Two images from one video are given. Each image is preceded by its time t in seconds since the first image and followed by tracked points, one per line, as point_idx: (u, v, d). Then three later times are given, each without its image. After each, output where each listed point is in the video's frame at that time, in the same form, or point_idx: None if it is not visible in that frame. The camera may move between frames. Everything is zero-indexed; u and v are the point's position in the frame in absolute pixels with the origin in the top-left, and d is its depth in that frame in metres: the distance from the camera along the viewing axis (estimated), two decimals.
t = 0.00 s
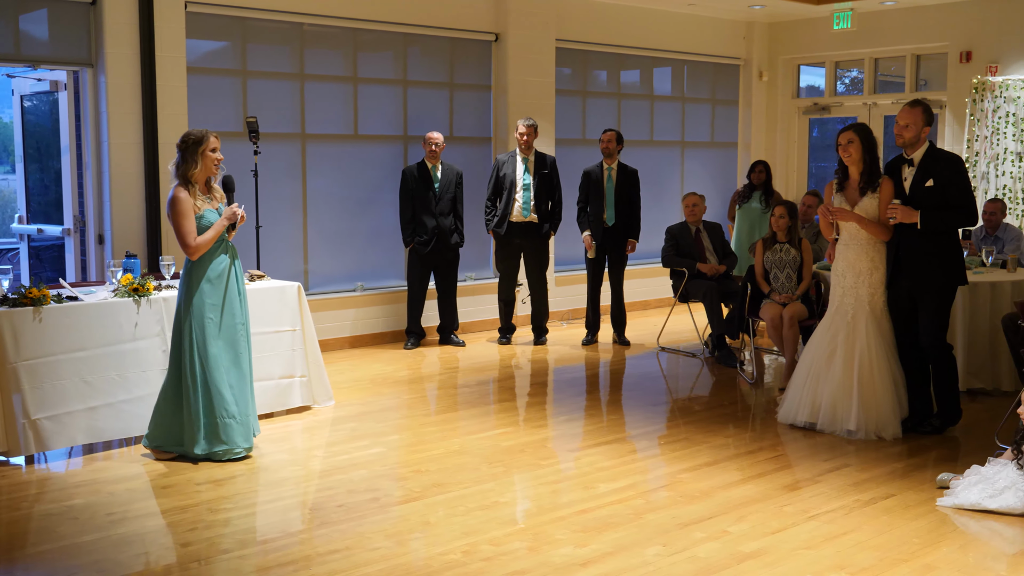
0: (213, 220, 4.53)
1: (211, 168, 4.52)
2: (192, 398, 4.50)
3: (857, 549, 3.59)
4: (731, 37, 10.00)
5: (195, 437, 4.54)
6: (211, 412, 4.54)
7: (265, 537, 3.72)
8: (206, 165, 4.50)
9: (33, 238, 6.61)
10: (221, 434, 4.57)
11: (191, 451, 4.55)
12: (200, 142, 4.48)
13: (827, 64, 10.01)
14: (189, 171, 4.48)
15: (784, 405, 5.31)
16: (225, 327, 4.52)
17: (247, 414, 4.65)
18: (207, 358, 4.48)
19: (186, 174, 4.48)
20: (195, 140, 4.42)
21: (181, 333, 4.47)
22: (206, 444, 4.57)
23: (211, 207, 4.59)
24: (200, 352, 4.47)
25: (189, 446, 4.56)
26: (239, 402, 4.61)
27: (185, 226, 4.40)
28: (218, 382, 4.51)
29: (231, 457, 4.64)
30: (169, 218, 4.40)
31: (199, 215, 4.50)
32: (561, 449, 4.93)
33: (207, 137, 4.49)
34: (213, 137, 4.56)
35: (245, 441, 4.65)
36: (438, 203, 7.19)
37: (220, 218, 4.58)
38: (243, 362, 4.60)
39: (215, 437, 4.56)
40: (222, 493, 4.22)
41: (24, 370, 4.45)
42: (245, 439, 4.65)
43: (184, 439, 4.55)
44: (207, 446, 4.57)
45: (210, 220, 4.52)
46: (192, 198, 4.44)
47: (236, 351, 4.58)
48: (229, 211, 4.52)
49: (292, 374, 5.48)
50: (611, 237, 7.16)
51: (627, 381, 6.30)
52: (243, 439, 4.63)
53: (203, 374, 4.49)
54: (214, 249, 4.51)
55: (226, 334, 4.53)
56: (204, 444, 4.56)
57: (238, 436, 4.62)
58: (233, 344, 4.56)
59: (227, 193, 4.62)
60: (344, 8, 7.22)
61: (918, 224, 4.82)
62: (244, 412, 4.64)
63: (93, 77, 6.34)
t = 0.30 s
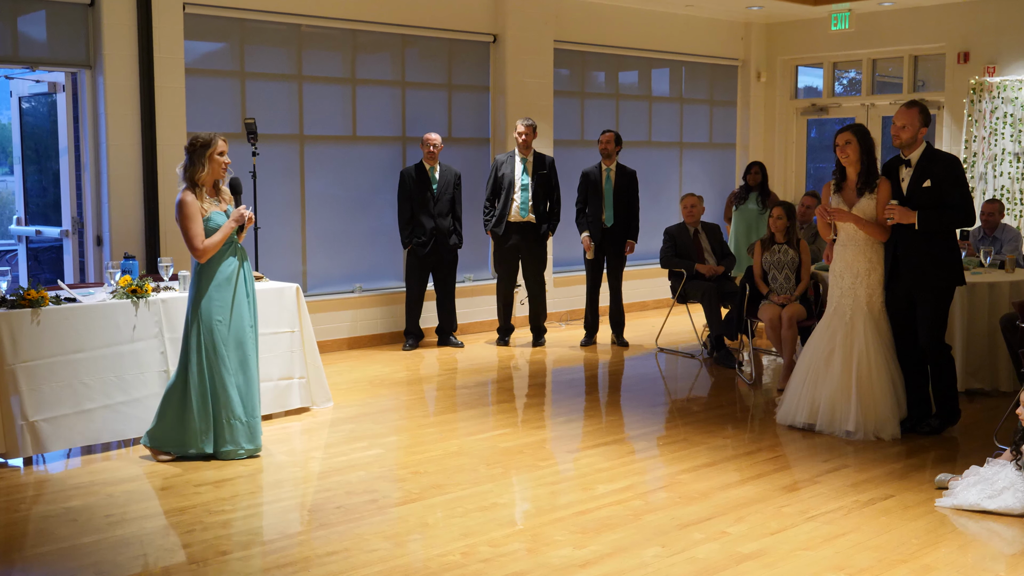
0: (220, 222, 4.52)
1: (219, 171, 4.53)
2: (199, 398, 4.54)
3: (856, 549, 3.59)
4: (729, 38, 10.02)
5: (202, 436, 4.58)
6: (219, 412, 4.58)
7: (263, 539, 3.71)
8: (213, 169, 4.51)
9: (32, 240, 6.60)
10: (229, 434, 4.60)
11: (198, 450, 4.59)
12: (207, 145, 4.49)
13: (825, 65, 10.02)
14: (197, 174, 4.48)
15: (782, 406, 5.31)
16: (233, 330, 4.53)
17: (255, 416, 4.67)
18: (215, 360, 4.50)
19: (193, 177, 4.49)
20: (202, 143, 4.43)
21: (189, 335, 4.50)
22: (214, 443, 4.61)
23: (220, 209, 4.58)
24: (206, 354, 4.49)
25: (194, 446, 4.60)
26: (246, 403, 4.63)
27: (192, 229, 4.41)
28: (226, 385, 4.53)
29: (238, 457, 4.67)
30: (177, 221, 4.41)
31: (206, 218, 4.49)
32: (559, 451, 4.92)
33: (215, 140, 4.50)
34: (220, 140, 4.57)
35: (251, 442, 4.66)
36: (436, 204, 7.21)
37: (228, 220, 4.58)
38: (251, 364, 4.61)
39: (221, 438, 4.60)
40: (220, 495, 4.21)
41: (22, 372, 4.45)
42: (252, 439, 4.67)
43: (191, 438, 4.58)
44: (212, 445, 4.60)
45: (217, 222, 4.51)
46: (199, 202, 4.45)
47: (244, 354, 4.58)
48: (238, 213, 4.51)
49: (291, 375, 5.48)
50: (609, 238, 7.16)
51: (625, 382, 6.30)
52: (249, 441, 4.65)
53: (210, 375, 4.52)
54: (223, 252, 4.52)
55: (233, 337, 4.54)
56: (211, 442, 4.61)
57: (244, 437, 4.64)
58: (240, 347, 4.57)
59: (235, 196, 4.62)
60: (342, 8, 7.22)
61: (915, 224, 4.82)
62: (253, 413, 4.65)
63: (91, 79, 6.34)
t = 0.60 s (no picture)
0: (220, 224, 4.50)
1: (225, 173, 4.54)
2: (194, 400, 4.53)
3: (856, 552, 3.59)
4: (728, 41, 10.03)
5: (196, 438, 4.57)
6: (215, 414, 4.57)
7: (262, 541, 3.71)
8: (219, 171, 4.52)
9: (31, 242, 6.49)
10: (223, 437, 4.59)
11: (192, 451, 4.58)
12: (214, 148, 4.50)
13: (824, 67, 10.03)
14: (202, 176, 4.51)
15: (782, 409, 5.31)
16: (231, 333, 4.53)
17: (251, 420, 4.64)
18: (211, 362, 4.49)
19: (199, 179, 4.52)
20: (208, 145, 4.44)
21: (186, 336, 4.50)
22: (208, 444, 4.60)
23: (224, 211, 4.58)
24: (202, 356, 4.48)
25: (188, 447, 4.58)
26: (242, 406, 4.61)
27: (192, 229, 4.41)
28: (221, 387, 4.52)
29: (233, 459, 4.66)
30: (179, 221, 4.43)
31: (207, 220, 4.49)
32: (559, 454, 4.92)
33: (221, 143, 4.50)
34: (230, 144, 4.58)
35: (245, 446, 4.63)
36: (436, 207, 7.21)
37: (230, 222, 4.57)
38: (249, 368, 4.59)
39: (214, 439, 4.59)
40: (220, 498, 4.21)
41: (22, 375, 4.45)
42: (247, 442, 4.65)
43: (186, 439, 4.56)
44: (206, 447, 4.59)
45: (218, 224, 4.50)
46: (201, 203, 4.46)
47: (241, 358, 4.56)
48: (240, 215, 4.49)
49: (291, 378, 5.49)
50: (609, 241, 7.16)
51: (625, 385, 6.30)
52: (243, 445, 4.63)
53: (206, 377, 4.50)
54: (223, 255, 4.51)
55: (230, 340, 4.52)
56: (207, 443, 4.60)
57: (238, 440, 4.63)
58: (238, 350, 4.54)
59: (240, 200, 4.61)
60: (342, 12, 7.23)
61: (915, 227, 4.82)
62: (249, 417, 4.63)
63: (91, 81, 6.36)
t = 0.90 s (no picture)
0: (219, 225, 4.50)
1: (228, 174, 4.53)
2: (183, 397, 4.52)
3: (856, 553, 3.59)
4: (728, 42, 10.03)
5: (185, 437, 4.55)
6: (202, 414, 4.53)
7: (263, 543, 3.71)
8: (222, 171, 4.51)
9: (31, 244, 6.48)
10: (208, 438, 4.54)
11: (181, 451, 4.55)
12: (217, 148, 4.48)
13: (824, 69, 10.04)
14: (205, 175, 4.51)
15: (781, 410, 5.31)
16: (223, 334, 4.51)
17: (240, 424, 4.58)
18: (202, 363, 4.47)
19: (201, 178, 4.51)
20: (212, 146, 4.43)
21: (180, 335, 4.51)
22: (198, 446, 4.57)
23: (224, 212, 4.58)
24: (193, 356, 4.47)
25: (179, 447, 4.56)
26: (231, 409, 4.56)
27: (191, 229, 4.43)
28: (208, 387, 4.49)
29: (219, 461, 4.61)
30: (179, 219, 4.44)
31: (207, 220, 4.49)
32: (559, 455, 4.92)
33: (224, 143, 4.48)
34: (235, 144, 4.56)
35: (234, 449, 4.58)
36: (436, 209, 7.21)
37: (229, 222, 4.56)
38: (239, 371, 4.54)
39: (202, 441, 4.54)
40: (220, 499, 4.21)
41: (21, 377, 4.44)
42: (235, 446, 4.58)
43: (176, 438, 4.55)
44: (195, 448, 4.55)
45: (217, 225, 4.50)
46: (201, 203, 4.46)
47: (233, 360, 4.52)
48: (240, 216, 4.49)
49: (291, 380, 5.49)
50: (609, 242, 7.16)
51: (625, 386, 6.30)
52: (232, 448, 4.57)
53: (197, 377, 4.48)
54: (220, 257, 4.50)
55: (222, 341, 4.50)
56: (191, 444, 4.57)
57: (227, 443, 4.58)
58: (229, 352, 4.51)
59: (242, 201, 4.61)
60: (341, 13, 7.23)
61: (914, 228, 4.82)
62: (237, 421, 4.57)
63: (91, 83, 6.35)
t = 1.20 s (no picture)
0: (222, 227, 4.50)
1: (229, 175, 4.53)
2: (181, 397, 4.53)
3: (856, 554, 3.59)
4: (728, 43, 10.04)
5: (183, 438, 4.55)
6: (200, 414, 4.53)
7: (263, 543, 3.71)
8: (223, 173, 4.50)
9: (31, 244, 6.51)
10: (205, 437, 4.55)
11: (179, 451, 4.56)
12: (219, 149, 4.47)
13: (824, 69, 10.04)
14: (206, 176, 4.49)
15: (781, 410, 5.31)
16: (224, 335, 4.51)
17: (236, 426, 4.59)
18: (201, 364, 4.47)
19: (202, 179, 4.50)
20: (214, 147, 4.42)
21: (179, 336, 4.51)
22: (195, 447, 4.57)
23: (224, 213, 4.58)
24: (192, 357, 4.48)
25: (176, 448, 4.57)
26: (229, 410, 4.56)
27: (194, 230, 4.40)
28: (208, 388, 4.49)
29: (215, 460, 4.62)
30: (180, 220, 4.41)
31: (208, 221, 4.48)
32: (559, 455, 4.92)
33: (226, 145, 4.47)
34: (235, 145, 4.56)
35: (231, 451, 4.59)
36: (436, 209, 7.21)
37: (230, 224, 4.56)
38: (238, 372, 4.55)
39: (199, 442, 4.54)
40: (220, 500, 4.21)
41: (20, 377, 4.44)
42: (231, 447, 4.59)
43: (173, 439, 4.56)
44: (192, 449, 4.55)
45: (219, 226, 4.49)
46: (203, 204, 4.44)
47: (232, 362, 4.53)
48: (241, 217, 4.50)
49: (291, 380, 5.49)
50: (609, 242, 7.16)
51: (625, 386, 6.30)
52: (229, 449, 4.58)
53: (195, 378, 4.49)
54: (221, 259, 4.50)
55: (222, 343, 4.50)
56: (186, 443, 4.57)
57: (225, 445, 4.59)
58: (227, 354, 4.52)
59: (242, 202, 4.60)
60: (340, 13, 7.23)
61: (913, 229, 4.81)
62: (234, 422, 4.58)
63: (91, 83, 6.35)
